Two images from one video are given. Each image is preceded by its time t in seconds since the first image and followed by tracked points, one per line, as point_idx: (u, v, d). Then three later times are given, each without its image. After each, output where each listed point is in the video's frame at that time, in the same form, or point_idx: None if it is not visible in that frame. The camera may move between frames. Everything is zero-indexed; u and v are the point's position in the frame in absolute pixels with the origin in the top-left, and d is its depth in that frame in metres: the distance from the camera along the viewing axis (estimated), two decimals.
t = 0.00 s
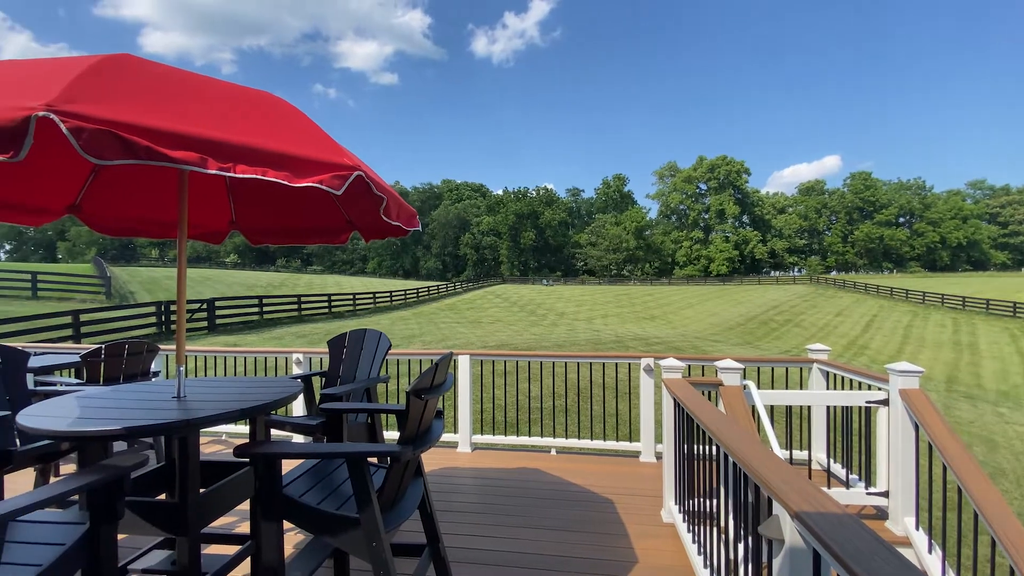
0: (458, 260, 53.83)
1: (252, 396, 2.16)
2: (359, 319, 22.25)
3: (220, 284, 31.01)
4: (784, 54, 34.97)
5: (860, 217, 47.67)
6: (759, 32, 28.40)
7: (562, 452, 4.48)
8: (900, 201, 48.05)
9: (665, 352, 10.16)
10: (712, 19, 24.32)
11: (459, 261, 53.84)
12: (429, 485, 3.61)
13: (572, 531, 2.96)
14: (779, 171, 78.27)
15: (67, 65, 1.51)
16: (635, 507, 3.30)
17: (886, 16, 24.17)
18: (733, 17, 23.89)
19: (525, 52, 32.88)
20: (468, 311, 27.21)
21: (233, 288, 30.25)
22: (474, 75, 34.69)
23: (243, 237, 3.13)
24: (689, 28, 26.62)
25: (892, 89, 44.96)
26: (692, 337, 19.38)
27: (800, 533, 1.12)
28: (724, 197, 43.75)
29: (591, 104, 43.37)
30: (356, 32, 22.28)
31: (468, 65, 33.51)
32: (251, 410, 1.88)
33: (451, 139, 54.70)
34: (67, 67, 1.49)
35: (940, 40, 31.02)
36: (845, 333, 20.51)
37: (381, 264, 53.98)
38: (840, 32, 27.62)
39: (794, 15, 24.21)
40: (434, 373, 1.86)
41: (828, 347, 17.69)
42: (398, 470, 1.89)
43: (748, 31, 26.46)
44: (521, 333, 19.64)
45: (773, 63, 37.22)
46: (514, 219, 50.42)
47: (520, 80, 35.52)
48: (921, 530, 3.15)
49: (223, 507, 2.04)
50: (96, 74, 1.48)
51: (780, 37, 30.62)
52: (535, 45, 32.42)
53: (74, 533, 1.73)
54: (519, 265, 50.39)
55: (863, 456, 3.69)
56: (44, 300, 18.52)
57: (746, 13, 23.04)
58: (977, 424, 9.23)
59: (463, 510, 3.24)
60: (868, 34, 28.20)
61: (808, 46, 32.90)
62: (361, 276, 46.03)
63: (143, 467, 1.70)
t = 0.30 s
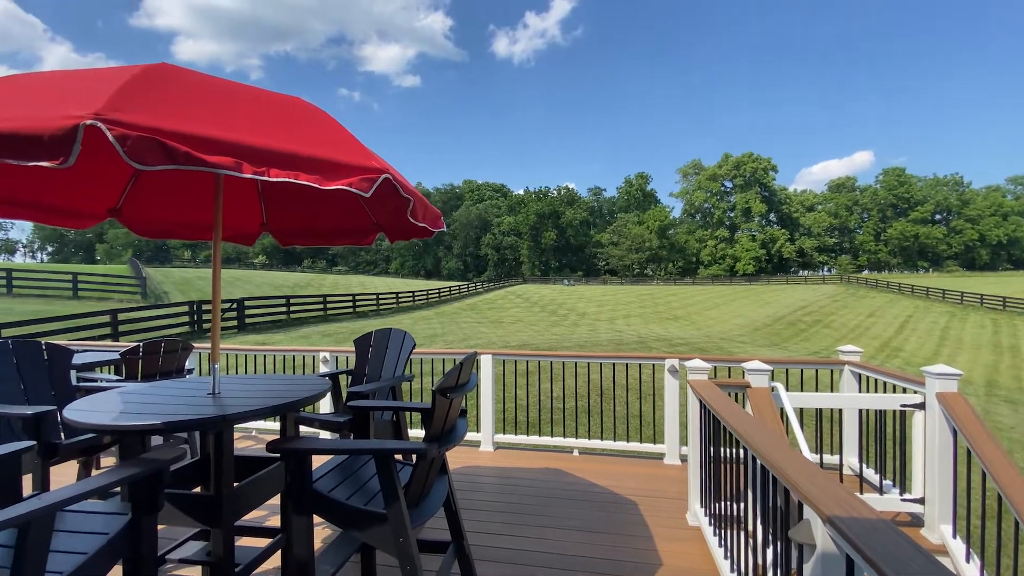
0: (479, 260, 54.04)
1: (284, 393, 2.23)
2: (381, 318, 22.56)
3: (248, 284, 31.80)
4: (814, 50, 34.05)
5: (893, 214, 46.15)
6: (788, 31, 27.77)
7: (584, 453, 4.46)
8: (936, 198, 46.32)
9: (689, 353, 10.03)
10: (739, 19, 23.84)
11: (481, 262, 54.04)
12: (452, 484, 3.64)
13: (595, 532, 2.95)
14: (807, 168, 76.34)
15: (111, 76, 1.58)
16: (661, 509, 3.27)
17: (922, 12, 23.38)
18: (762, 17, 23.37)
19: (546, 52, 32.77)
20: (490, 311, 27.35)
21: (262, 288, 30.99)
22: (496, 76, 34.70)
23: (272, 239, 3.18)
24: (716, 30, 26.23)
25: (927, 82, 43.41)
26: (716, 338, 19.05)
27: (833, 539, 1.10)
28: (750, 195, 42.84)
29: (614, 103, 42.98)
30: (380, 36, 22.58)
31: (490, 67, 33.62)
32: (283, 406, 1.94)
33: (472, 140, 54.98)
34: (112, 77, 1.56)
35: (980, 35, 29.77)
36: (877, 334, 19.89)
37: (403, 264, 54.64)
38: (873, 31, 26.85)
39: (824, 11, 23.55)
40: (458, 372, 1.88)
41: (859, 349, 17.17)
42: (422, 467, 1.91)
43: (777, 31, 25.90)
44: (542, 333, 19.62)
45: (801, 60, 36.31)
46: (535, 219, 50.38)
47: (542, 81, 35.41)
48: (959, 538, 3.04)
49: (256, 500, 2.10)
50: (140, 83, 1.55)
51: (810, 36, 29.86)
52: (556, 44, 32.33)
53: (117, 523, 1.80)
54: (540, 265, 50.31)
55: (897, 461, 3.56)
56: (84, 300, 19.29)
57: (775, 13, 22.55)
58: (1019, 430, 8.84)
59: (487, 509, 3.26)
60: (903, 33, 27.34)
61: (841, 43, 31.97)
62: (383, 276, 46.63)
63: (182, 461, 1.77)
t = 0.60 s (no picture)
0: (500, 260, 54.13)
1: (315, 391, 2.28)
2: (405, 318, 22.81)
3: (276, 285, 32.53)
4: (848, 45, 33.03)
5: (930, 212, 44.45)
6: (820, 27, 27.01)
7: (609, 454, 4.43)
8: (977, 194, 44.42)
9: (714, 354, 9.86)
10: (768, 18, 23.40)
11: (502, 262, 54.11)
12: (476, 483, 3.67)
13: (619, 533, 2.93)
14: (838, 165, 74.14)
15: (152, 85, 1.65)
16: (687, 512, 3.23)
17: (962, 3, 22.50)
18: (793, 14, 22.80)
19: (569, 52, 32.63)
20: (512, 311, 27.39)
21: (289, 288, 31.67)
22: (518, 77, 34.72)
23: (303, 241, 3.26)
24: (746, 28, 25.67)
25: (967, 74, 41.70)
26: (743, 339, 18.67)
27: (868, 546, 1.07)
28: (779, 193, 41.81)
29: (638, 101, 42.47)
30: (404, 39, 22.88)
31: (513, 68, 33.65)
32: (311, 404, 1.98)
33: (494, 141, 55.14)
34: (154, 87, 1.63)
35: None
36: (914, 335, 19.19)
37: (426, 264, 55.16)
38: (907, 28, 26.01)
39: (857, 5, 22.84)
40: (483, 371, 1.91)
41: (895, 351, 16.59)
42: (449, 463, 1.94)
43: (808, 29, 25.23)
44: (565, 333, 19.54)
45: (833, 54, 35.29)
46: (557, 219, 50.20)
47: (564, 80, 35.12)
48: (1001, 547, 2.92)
49: (288, 494, 2.16)
50: (178, 90, 1.60)
51: (844, 32, 29.01)
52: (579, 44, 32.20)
53: (157, 514, 1.88)
54: (562, 265, 50.10)
55: (934, 467, 3.44)
56: (122, 300, 20.06)
57: (805, 8, 22.03)
58: None
59: (510, 507, 3.28)
60: (942, 28, 26.36)
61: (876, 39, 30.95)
62: (406, 276, 47.14)
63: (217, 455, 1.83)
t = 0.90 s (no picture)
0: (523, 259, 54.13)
1: (344, 387, 2.33)
2: (428, 317, 23.07)
3: (304, 284, 33.25)
4: (887, 37, 31.84)
5: (971, 208, 42.65)
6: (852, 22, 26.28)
7: (632, 455, 4.40)
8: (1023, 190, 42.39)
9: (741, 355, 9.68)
10: (796, 12, 22.87)
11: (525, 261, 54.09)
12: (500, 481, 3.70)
13: (645, 536, 2.90)
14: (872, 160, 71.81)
15: (190, 93, 1.71)
16: (714, 515, 3.18)
17: None
18: (823, 7, 22.24)
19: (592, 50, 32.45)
20: (534, 310, 27.39)
21: (317, 288, 32.39)
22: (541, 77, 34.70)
23: (330, 241, 3.31)
24: (772, 24, 25.26)
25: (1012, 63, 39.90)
26: (771, 339, 18.27)
27: (908, 550, 1.04)
28: (809, 189, 40.75)
29: (662, 98, 41.97)
30: (428, 41, 23.16)
31: (536, 68, 33.63)
32: (340, 401, 2.02)
33: (517, 141, 55.27)
34: (192, 95, 1.69)
35: None
36: (953, 337, 18.46)
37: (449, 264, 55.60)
38: (944, 22, 25.18)
39: None
40: (508, 370, 1.92)
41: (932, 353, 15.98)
42: (474, 462, 1.95)
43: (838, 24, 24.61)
44: (588, 333, 19.43)
45: (866, 46, 34.22)
46: (580, 218, 49.97)
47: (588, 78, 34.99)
48: None
49: (318, 488, 2.21)
50: (213, 98, 1.66)
51: (877, 26, 28.17)
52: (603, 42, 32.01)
53: (194, 505, 1.95)
54: (584, 264, 49.82)
55: (976, 476, 3.29)
56: (159, 299, 20.86)
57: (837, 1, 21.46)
58: None
59: (534, 507, 3.28)
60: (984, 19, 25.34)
61: (912, 33, 29.97)
62: (430, 276, 47.62)
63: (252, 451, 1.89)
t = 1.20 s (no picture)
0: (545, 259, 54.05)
1: (371, 386, 2.36)
2: (451, 317, 23.28)
3: (330, 285, 33.91)
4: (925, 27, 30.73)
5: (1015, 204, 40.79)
6: (888, 17, 25.48)
7: (656, 458, 4.35)
8: None
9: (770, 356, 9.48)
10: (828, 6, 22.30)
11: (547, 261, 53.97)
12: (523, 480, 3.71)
13: (670, 538, 2.87)
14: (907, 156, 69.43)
15: (227, 101, 1.77)
16: (743, 519, 3.13)
17: None
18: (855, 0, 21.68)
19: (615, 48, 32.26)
20: (556, 310, 27.34)
21: (342, 288, 33.02)
22: (563, 76, 34.65)
23: (359, 244, 3.38)
24: (803, 20, 24.70)
25: None
26: (801, 340, 17.85)
27: (945, 558, 1.01)
28: (840, 186, 39.61)
29: (687, 96, 41.39)
30: (451, 43, 23.42)
31: (559, 68, 33.60)
32: (368, 399, 2.06)
33: (539, 142, 55.26)
34: (230, 102, 1.75)
35: None
36: (995, 338, 17.74)
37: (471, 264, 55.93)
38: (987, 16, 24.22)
39: None
40: (533, 370, 1.93)
41: (973, 355, 15.38)
42: (500, 460, 1.97)
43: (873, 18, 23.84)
44: (611, 333, 19.30)
45: (902, 37, 33.10)
46: (603, 217, 49.66)
47: (611, 77, 34.82)
48: None
49: (346, 484, 2.26)
50: (250, 105, 1.71)
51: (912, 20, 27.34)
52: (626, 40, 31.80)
53: (231, 499, 2.02)
54: (607, 264, 49.45)
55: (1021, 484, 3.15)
56: (193, 299, 21.59)
57: None
58: None
59: (557, 507, 3.28)
60: None
61: (949, 26, 28.98)
62: (452, 276, 47.96)
63: (285, 447, 1.94)
